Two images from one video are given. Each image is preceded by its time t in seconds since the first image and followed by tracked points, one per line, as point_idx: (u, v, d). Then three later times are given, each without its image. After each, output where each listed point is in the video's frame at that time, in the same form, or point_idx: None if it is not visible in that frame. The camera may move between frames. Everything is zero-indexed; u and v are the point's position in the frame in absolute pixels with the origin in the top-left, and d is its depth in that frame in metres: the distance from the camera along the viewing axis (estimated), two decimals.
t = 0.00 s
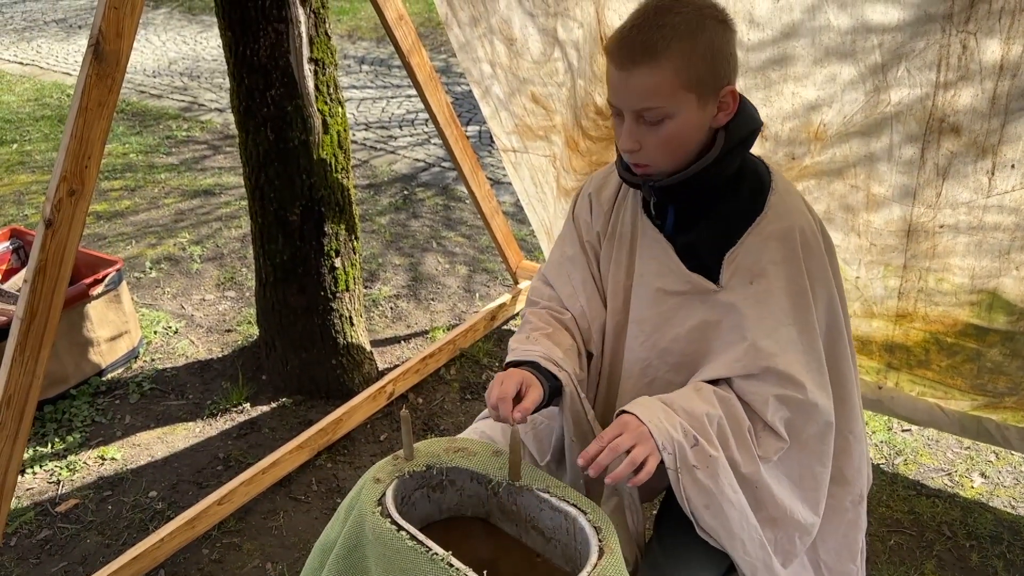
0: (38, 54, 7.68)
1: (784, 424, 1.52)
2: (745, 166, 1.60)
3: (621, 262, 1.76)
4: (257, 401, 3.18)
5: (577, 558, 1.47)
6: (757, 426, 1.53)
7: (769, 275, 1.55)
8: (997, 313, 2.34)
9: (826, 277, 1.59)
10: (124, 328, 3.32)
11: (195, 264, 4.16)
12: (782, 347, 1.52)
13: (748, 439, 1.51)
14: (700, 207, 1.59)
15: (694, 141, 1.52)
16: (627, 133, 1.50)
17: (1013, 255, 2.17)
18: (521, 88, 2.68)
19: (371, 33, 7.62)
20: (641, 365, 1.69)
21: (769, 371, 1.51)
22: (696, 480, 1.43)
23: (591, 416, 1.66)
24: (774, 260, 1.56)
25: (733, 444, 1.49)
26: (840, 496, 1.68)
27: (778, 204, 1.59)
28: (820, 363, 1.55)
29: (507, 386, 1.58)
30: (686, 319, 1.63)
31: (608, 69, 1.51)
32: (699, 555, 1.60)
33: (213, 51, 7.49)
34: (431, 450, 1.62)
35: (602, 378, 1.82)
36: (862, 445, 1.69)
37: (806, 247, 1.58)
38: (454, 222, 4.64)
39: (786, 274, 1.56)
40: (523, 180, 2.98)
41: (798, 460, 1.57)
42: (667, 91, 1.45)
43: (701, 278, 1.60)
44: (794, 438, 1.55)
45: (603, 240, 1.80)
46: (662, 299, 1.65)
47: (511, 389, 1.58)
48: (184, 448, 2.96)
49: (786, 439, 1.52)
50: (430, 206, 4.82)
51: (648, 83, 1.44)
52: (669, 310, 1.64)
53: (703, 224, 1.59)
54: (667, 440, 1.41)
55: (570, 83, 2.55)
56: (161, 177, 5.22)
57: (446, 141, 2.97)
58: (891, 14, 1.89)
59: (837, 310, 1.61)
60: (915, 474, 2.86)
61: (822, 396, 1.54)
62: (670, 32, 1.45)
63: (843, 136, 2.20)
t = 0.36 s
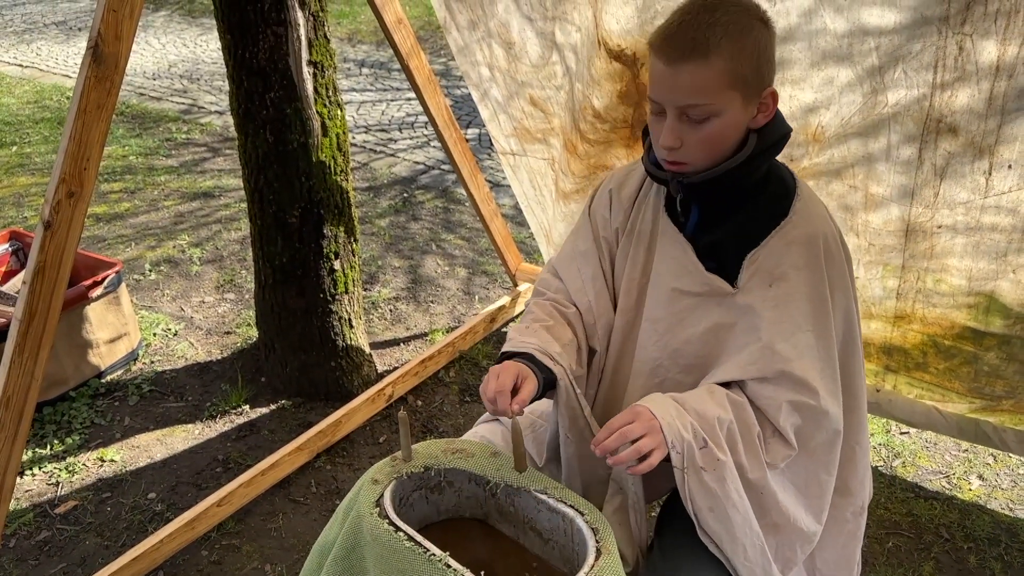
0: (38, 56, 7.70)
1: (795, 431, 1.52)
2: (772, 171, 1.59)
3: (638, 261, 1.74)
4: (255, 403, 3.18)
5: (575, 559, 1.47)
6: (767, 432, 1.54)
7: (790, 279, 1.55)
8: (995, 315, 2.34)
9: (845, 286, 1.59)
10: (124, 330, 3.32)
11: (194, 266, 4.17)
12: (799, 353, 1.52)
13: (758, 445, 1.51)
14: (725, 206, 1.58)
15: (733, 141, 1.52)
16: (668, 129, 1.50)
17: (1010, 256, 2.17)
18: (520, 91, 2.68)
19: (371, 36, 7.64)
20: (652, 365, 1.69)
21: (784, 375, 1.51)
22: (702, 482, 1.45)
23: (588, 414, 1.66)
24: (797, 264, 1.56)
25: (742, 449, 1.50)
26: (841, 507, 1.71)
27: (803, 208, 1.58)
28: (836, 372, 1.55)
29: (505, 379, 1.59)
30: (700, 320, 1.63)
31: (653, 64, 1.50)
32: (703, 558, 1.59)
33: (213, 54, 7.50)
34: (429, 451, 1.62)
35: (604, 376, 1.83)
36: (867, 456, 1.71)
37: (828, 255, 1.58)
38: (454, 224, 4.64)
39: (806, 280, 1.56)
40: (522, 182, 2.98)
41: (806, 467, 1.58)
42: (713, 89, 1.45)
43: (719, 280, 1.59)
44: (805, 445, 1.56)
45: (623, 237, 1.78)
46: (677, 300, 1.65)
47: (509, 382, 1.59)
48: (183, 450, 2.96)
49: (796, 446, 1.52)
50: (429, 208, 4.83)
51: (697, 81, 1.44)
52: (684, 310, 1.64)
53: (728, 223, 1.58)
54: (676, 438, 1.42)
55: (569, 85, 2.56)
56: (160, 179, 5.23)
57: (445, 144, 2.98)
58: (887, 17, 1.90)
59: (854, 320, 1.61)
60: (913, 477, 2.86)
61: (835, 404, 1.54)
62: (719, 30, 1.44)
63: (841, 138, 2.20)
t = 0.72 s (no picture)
0: (38, 58, 7.71)
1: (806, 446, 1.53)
2: (793, 185, 1.59)
3: (651, 265, 1.74)
4: (255, 404, 3.19)
5: (573, 560, 1.48)
6: (778, 445, 1.55)
7: (808, 296, 1.56)
8: (991, 319, 2.35)
9: (864, 305, 1.60)
10: (124, 332, 3.33)
11: (194, 268, 4.18)
12: (814, 369, 1.54)
13: (768, 459, 1.53)
14: (743, 221, 1.59)
15: (765, 156, 1.52)
16: (706, 141, 1.47)
17: (1006, 261, 2.18)
18: (520, 92, 2.69)
19: (370, 38, 7.65)
20: (659, 374, 1.68)
21: (798, 392, 1.53)
22: (707, 492, 1.47)
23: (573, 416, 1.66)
24: (817, 281, 1.56)
25: (751, 462, 1.52)
26: (847, 521, 1.71)
27: (825, 223, 1.59)
28: (850, 390, 1.57)
29: (484, 377, 1.61)
30: (714, 331, 1.63)
31: (694, 72, 1.47)
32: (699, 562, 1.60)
33: (213, 56, 7.51)
34: (427, 451, 1.62)
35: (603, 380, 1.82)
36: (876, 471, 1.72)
37: (849, 274, 1.59)
38: (453, 226, 4.65)
39: (825, 297, 1.56)
40: (521, 184, 2.98)
41: (818, 482, 1.59)
42: (757, 103, 1.43)
43: (735, 291, 1.59)
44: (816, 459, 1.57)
45: (636, 241, 1.78)
46: (689, 309, 1.65)
47: (489, 380, 1.61)
48: (182, 451, 2.96)
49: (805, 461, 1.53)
50: (428, 210, 4.83)
51: (742, 94, 1.42)
52: (697, 321, 1.65)
53: (748, 237, 1.59)
54: (681, 447, 1.44)
55: (569, 86, 2.57)
56: (160, 181, 5.23)
57: (444, 146, 2.98)
58: (886, 17, 1.92)
59: (870, 338, 1.62)
60: (911, 478, 2.87)
61: (849, 421, 1.55)
62: (767, 43, 1.43)
63: (840, 138, 2.21)
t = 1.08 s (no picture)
0: (37, 60, 7.71)
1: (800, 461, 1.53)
2: (792, 197, 1.59)
3: (647, 276, 1.75)
4: (255, 406, 3.19)
5: (572, 560, 1.49)
6: (772, 458, 1.55)
7: (806, 310, 1.55)
8: (989, 322, 2.36)
9: (864, 319, 1.59)
10: (124, 333, 3.33)
11: (194, 270, 4.18)
12: (809, 385, 1.53)
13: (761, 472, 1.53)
14: (741, 233, 1.59)
15: (760, 170, 1.52)
16: (699, 154, 1.47)
17: (1004, 265, 2.19)
18: (519, 94, 2.69)
19: (370, 40, 7.66)
20: (653, 385, 1.69)
21: (792, 408, 1.53)
22: (700, 502, 1.48)
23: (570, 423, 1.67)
24: (815, 295, 1.55)
25: (744, 473, 1.53)
26: (845, 530, 1.71)
27: (825, 237, 1.57)
28: (847, 406, 1.57)
29: (480, 381, 1.61)
30: (709, 344, 1.63)
31: (689, 83, 1.47)
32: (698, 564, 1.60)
33: (213, 58, 7.52)
34: (427, 452, 1.63)
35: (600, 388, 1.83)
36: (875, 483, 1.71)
37: (848, 289, 1.57)
38: (452, 228, 4.66)
39: (823, 312, 1.55)
40: (521, 186, 2.99)
41: (811, 497, 1.59)
42: (752, 117, 1.44)
43: (731, 306, 1.59)
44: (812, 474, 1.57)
45: (632, 252, 1.78)
46: (685, 322, 1.65)
47: (485, 383, 1.61)
48: (181, 453, 2.96)
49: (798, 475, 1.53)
50: (428, 212, 4.84)
51: (737, 108, 1.43)
52: (693, 334, 1.64)
53: (747, 249, 1.59)
54: (675, 456, 1.46)
55: (569, 88, 2.57)
56: (160, 183, 5.24)
57: (444, 148, 2.98)
58: (885, 18, 1.91)
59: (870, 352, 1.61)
60: (910, 480, 2.87)
61: (844, 437, 1.55)
62: (763, 56, 1.43)
63: (838, 140, 2.21)
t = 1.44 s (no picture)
0: (38, 61, 7.72)
1: (765, 462, 1.53)
2: (772, 198, 1.57)
3: (630, 278, 1.75)
4: (255, 406, 3.19)
5: (572, 562, 1.49)
6: (737, 459, 1.55)
7: (778, 311, 1.54)
8: (989, 324, 2.36)
9: (838, 321, 1.58)
10: (124, 334, 3.33)
11: (194, 270, 4.18)
12: (778, 385, 1.53)
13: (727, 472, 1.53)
14: (716, 236, 1.58)
15: (725, 175, 1.51)
16: (658, 157, 1.48)
17: (1004, 267, 2.19)
18: (520, 94, 2.70)
19: (371, 41, 7.67)
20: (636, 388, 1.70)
21: (760, 408, 1.52)
22: (668, 497, 1.48)
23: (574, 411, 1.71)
24: (789, 296, 1.55)
25: (709, 473, 1.52)
26: (830, 540, 1.69)
27: (801, 240, 1.57)
28: (818, 408, 1.55)
29: (490, 364, 1.64)
30: (687, 345, 1.64)
31: (648, 88, 1.49)
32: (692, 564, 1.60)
33: (213, 59, 7.53)
34: (427, 453, 1.63)
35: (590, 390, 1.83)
36: (859, 492, 1.69)
37: (821, 290, 1.57)
38: (453, 229, 4.66)
39: (795, 312, 1.54)
40: (521, 187, 2.99)
41: (782, 499, 1.59)
42: (707, 121, 1.43)
43: (707, 307, 1.59)
44: (782, 476, 1.56)
45: (616, 256, 1.79)
46: (664, 325, 1.66)
47: (494, 366, 1.63)
48: (181, 454, 2.96)
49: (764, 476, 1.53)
50: (428, 213, 4.84)
51: (691, 112, 1.43)
52: (671, 334, 1.65)
53: (721, 252, 1.58)
54: (642, 452, 1.46)
55: (570, 88, 2.57)
56: (160, 183, 5.24)
57: (444, 150, 2.98)
58: (886, 18, 1.90)
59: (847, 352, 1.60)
60: (910, 482, 2.87)
61: (814, 439, 1.54)
62: (720, 60, 1.43)
63: (840, 139, 2.20)
